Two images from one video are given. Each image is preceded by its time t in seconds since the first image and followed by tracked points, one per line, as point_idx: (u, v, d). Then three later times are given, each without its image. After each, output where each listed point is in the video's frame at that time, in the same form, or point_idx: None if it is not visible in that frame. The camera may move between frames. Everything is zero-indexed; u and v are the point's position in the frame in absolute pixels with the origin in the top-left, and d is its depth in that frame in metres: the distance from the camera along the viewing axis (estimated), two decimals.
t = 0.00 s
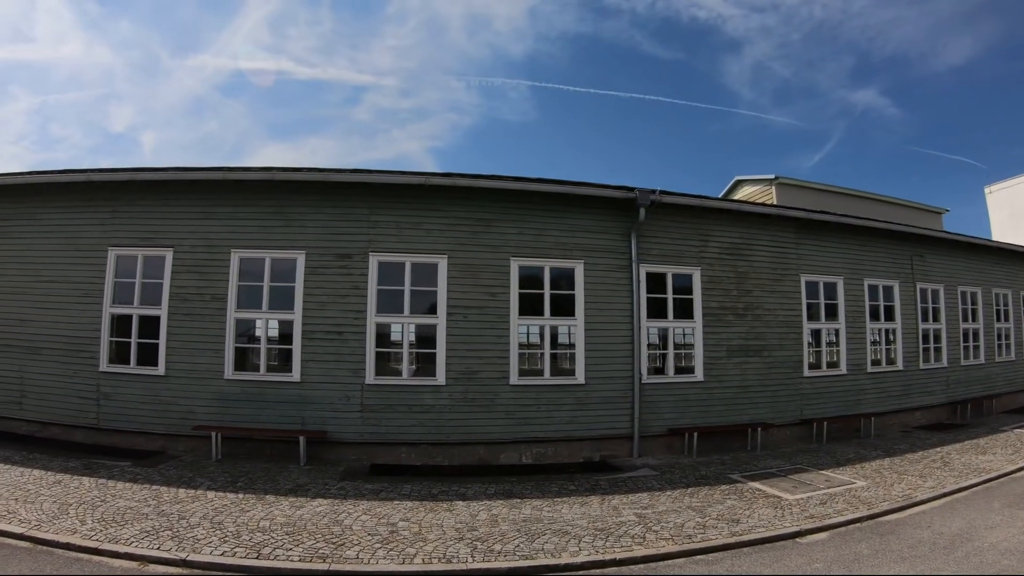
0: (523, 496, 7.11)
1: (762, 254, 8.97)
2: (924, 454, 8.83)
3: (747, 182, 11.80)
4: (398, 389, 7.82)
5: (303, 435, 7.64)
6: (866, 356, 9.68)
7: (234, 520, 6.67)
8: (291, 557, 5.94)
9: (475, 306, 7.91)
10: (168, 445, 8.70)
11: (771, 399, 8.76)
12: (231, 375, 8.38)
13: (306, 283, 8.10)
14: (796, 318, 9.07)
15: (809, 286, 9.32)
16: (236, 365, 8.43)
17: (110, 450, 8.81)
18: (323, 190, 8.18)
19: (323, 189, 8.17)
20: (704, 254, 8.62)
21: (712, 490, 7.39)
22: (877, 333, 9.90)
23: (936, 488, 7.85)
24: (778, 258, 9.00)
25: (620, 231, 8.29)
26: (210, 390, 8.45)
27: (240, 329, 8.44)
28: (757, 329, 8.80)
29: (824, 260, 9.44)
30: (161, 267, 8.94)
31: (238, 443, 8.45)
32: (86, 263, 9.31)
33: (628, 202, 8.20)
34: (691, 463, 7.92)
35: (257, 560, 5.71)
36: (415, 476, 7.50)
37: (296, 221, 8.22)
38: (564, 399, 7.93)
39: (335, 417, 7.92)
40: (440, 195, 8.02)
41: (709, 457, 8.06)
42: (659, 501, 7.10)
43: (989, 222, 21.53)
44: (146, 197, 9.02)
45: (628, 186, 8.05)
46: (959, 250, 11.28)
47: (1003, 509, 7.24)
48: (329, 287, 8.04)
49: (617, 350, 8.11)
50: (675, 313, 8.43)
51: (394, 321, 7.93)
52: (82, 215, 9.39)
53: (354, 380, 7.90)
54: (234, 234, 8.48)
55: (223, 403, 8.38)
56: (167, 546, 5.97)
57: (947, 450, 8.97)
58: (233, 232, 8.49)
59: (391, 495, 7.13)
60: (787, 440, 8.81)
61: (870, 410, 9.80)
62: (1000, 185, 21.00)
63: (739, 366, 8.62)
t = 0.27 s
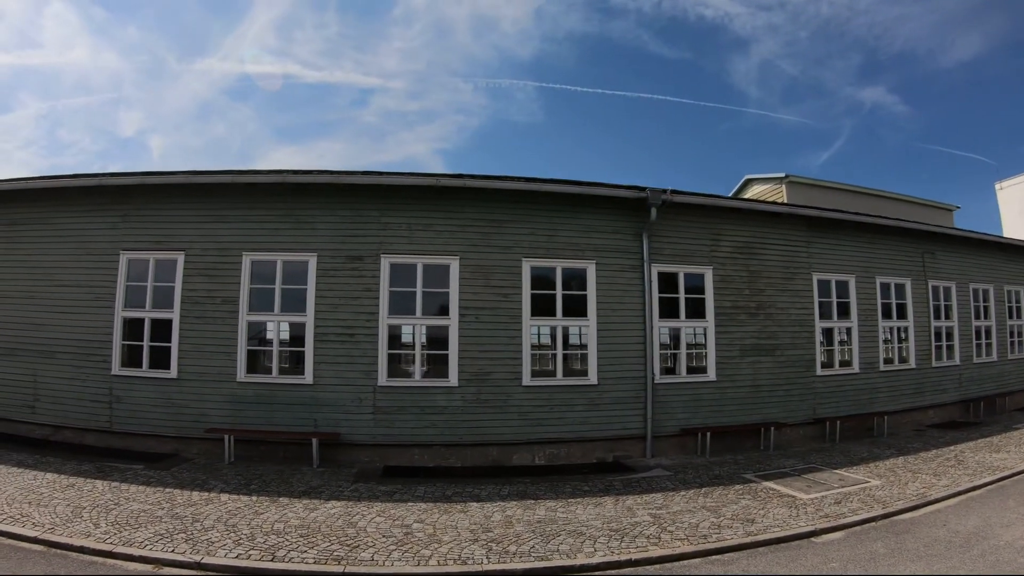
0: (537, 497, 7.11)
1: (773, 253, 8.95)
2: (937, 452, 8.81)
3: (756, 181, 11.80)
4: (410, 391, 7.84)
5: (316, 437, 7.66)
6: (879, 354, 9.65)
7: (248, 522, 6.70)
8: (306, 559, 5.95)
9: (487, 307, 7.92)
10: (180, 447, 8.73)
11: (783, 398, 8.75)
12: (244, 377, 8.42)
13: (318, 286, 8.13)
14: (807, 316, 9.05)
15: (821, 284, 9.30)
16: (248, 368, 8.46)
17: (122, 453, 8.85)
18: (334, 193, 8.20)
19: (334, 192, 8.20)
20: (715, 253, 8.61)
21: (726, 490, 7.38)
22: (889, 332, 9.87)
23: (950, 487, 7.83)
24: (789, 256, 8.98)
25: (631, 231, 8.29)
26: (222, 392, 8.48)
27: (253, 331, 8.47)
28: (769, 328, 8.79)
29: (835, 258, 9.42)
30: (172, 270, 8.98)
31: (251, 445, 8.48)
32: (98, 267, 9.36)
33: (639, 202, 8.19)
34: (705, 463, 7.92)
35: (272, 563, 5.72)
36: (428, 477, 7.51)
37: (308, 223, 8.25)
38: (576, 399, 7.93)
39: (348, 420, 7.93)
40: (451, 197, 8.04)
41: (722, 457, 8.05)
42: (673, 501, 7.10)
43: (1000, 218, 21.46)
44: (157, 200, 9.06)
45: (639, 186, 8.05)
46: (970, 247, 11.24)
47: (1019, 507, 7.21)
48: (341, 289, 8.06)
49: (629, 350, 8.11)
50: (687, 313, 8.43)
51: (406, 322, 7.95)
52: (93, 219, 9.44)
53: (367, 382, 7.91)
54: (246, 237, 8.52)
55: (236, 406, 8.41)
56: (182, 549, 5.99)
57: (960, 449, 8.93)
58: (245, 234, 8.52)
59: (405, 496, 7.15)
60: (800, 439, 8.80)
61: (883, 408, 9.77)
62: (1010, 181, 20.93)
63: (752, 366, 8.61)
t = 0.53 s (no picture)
0: (546, 499, 7.12)
1: (780, 253, 8.95)
2: (945, 452, 8.80)
3: (763, 180, 11.81)
4: (418, 392, 7.86)
5: (324, 439, 7.68)
6: (886, 354, 9.64)
7: (256, 524, 6.71)
8: (315, 561, 5.97)
9: (495, 308, 7.93)
10: (188, 449, 8.76)
11: (791, 398, 8.74)
12: (251, 379, 8.44)
13: (326, 288, 8.15)
14: (815, 316, 9.04)
15: (828, 284, 9.29)
16: (256, 370, 8.49)
17: (131, 455, 8.88)
18: (341, 195, 8.22)
19: (341, 194, 8.22)
20: (722, 253, 8.61)
21: (735, 491, 7.38)
22: (897, 331, 9.86)
23: (959, 486, 7.81)
24: (796, 256, 8.98)
25: (637, 232, 8.29)
26: (230, 394, 8.51)
27: (261, 334, 8.49)
28: (776, 328, 8.79)
29: (841, 258, 9.41)
30: (179, 272, 9.01)
31: (259, 447, 8.51)
32: (106, 270, 9.40)
33: (646, 203, 8.20)
34: (713, 464, 7.92)
35: (281, 565, 5.74)
36: (437, 478, 7.53)
37: (315, 226, 8.27)
38: (584, 400, 7.94)
39: (356, 421, 7.95)
40: (458, 198, 8.05)
41: (730, 457, 8.05)
42: (682, 502, 7.10)
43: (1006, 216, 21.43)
44: (164, 203, 9.10)
45: (646, 186, 8.05)
46: (977, 246, 11.22)
47: None
48: (348, 291, 8.08)
49: (636, 351, 8.11)
50: (694, 313, 8.43)
51: (413, 324, 7.96)
52: (100, 222, 9.47)
53: (375, 384, 7.93)
54: (253, 239, 8.54)
55: (244, 408, 8.43)
56: (191, 550, 6.01)
57: (969, 448, 8.92)
58: (252, 237, 8.55)
59: (413, 498, 7.16)
60: (808, 439, 8.79)
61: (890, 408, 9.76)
62: (1016, 179, 20.89)
63: (759, 366, 8.61)
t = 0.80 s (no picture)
0: (550, 500, 7.12)
1: (784, 254, 8.94)
2: (951, 453, 8.79)
3: (767, 181, 11.80)
4: (423, 393, 7.86)
5: (329, 440, 7.69)
6: (891, 355, 9.63)
7: (261, 524, 6.72)
8: (319, 562, 5.97)
9: (500, 309, 7.94)
10: (192, 450, 8.77)
11: (796, 399, 8.73)
12: (256, 380, 8.45)
13: (331, 288, 8.16)
14: (820, 317, 9.03)
15: (833, 285, 9.28)
16: (260, 371, 8.50)
17: (135, 455, 8.89)
18: (346, 196, 8.24)
19: (346, 195, 8.23)
20: (727, 254, 8.61)
21: (740, 492, 7.37)
22: (902, 332, 9.85)
23: (965, 488, 7.80)
24: (800, 257, 8.97)
25: (642, 233, 8.29)
26: (235, 395, 8.52)
27: (265, 334, 8.51)
28: (781, 329, 8.78)
29: (846, 259, 9.40)
30: (184, 273, 9.03)
31: (264, 448, 8.52)
32: (111, 271, 9.42)
33: (651, 203, 8.20)
34: (718, 465, 7.91)
35: (286, 566, 5.74)
36: (441, 479, 7.53)
37: (320, 226, 8.28)
38: (588, 401, 7.94)
39: (361, 422, 7.96)
40: (462, 199, 8.06)
41: (735, 458, 8.05)
42: (686, 503, 7.10)
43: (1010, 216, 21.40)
44: (169, 204, 9.12)
45: (651, 187, 8.06)
46: (982, 247, 11.20)
47: None
48: (353, 292, 8.09)
49: (641, 352, 8.11)
50: (699, 314, 8.43)
51: (418, 324, 7.97)
52: (105, 223, 9.50)
53: (379, 384, 7.94)
54: (258, 240, 8.56)
55: (249, 409, 8.44)
56: (195, 551, 6.02)
57: (974, 450, 8.90)
58: (257, 237, 8.56)
59: (418, 499, 7.17)
60: (813, 441, 8.79)
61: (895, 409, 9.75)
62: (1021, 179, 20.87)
63: (764, 367, 8.60)
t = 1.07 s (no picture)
0: (553, 499, 7.12)
1: (788, 254, 8.92)
2: (954, 454, 8.77)
3: (771, 181, 11.76)
4: (426, 392, 7.86)
5: (332, 438, 7.69)
6: (895, 355, 9.60)
7: (263, 522, 6.73)
8: (321, 560, 5.98)
9: (503, 308, 7.93)
10: (196, 447, 8.79)
11: (799, 399, 8.71)
12: (259, 378, 8.46)
13: (334, 287, 8.17)
14: (823, 317, 9.01)
15: (837, 284, 9.25)
16: (264, 369, 8.51)
17: (138, 453, 8.91)
18: (349, 195, 8.24)
19: (349, 194, 8.24)
20: (731, 254, 8.59)
21: (742, 492, 7.36)
22: (906, 332, 9.82)
23: (969, 489, 7.77)
24: (804, 257, 8.95)
25: (646, 232, 8.28)
26: (238, 393, 8.53)
27: (269, 332, 8.51)
28: (785, 329, 8.76)
29: (850, 259, 9.38)
30: (188, 271, 9.05)
31: (267, 446, 8.53)
32: (114, 269, 9.43)
33: (655, 203, 8.19)
34: (721, 465, 7.90)
35: (288, 564, 5.75)
36: (444, 478, 7.53)
37: (323, 225, 8.28)
38: (591, 400, 7.94)
39: (364, 421, 7.96)
40: (466, 198, 8.06)
41: (738, 458, 8.03)
42: (689, 503, 7.09)
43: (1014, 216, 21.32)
44: (173, 202, 9.13)
45: (654, 186, 8.04)
46: (987, 247, 11.16)
47: None
48: (356, 290, 8.10)
49: (644, 351, 8.10)
50: (703, 313, 8.42)
51: (421, 323, 7.97)
52: (109, 221, 9.52)
53: (382, 383, 7.94)
54: (261, 238, 8.57)
55: (252, 406, 8.46)
56: (198, 549, 6.03)
57: (978, 451, 8.87)
58: (260, 235, 8.57)
59: (421, 497, 7.17)
60: (816, 441, 8.77)
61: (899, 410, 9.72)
62: None
63: (767, 366, 8.59)
